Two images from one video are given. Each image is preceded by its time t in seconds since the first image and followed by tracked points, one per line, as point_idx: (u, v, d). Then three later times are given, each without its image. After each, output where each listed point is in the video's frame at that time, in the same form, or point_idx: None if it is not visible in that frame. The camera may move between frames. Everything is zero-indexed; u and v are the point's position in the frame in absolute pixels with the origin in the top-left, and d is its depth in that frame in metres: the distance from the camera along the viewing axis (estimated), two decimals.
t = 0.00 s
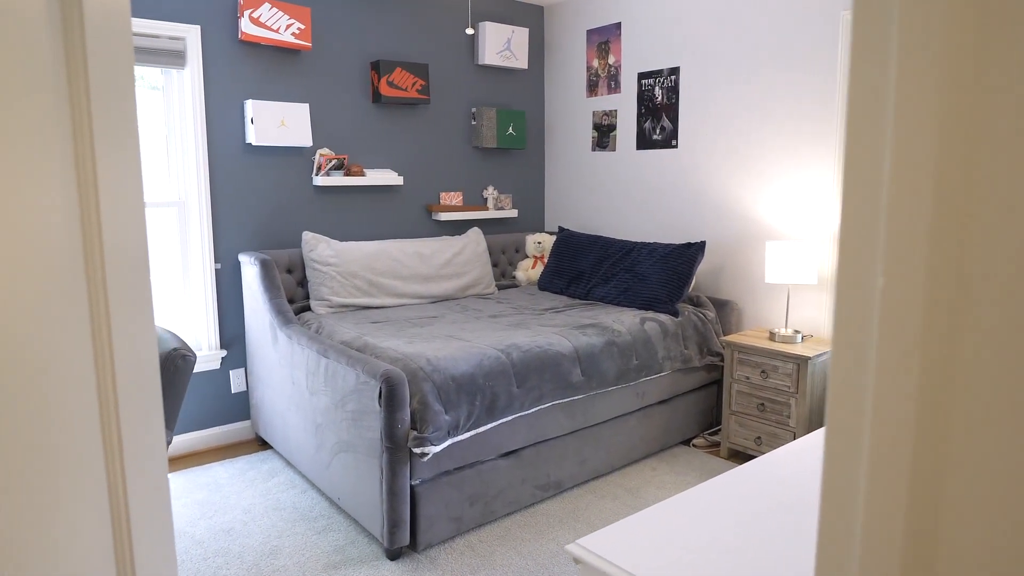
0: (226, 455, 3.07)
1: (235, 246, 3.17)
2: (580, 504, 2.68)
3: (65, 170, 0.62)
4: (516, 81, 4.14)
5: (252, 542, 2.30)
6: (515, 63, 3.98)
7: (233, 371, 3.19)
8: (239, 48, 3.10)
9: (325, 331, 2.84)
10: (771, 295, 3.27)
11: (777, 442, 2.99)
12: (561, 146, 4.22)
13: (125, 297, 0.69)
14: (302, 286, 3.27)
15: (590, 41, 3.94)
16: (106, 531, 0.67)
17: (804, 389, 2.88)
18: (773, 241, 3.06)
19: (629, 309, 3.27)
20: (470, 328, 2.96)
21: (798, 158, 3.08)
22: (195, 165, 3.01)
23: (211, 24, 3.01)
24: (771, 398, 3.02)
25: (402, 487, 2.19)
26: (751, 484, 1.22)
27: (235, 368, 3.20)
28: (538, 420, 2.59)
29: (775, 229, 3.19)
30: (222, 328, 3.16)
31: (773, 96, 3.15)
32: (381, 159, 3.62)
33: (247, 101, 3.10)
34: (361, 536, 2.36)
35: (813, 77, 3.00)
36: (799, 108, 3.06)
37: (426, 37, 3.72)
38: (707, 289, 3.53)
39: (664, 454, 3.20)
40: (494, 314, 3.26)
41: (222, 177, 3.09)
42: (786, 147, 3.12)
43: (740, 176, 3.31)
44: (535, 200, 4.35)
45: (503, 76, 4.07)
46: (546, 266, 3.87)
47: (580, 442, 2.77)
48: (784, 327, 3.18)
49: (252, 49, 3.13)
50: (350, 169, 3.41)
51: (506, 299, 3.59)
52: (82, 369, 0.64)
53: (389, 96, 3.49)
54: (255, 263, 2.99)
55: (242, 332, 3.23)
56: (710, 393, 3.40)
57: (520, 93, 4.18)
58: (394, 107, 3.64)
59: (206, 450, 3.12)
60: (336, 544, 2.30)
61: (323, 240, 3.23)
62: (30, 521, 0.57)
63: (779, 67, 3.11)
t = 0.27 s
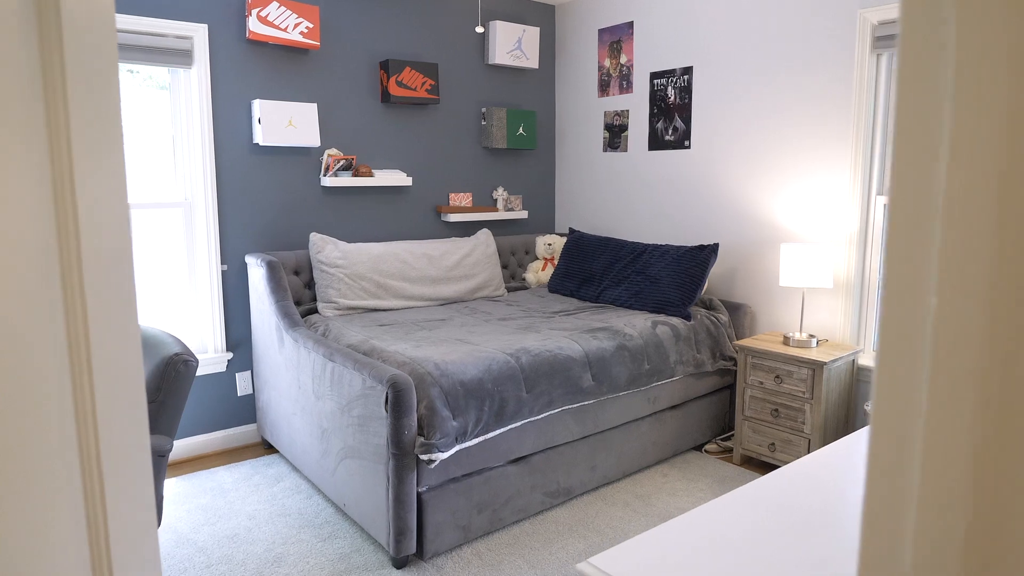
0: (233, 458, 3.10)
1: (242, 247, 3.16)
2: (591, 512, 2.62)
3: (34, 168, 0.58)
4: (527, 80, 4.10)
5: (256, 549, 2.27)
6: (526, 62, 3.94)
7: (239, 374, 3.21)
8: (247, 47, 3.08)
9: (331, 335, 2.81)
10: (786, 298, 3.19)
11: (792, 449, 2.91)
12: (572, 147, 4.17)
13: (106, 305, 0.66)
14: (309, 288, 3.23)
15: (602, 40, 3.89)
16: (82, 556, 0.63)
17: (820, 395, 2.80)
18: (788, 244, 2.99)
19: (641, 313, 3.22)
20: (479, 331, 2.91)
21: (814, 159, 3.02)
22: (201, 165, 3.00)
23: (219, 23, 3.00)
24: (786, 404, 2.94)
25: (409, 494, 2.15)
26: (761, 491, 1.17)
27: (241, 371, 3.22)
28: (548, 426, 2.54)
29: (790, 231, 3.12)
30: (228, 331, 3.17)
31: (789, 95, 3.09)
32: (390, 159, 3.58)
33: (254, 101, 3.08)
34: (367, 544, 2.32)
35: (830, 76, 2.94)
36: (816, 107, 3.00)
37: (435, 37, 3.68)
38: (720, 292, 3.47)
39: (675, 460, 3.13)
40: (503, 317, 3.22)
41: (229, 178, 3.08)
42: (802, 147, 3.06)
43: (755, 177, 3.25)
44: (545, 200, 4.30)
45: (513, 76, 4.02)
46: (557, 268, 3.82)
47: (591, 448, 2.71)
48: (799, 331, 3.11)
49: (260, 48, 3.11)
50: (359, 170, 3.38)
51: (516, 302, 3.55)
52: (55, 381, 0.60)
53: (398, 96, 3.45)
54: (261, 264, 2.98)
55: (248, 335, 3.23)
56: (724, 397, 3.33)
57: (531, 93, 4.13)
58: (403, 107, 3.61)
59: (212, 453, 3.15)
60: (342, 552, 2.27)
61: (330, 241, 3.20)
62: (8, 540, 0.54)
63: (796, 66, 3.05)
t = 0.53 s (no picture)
0: (233, 464, 3.07)
1: (241, 250, 3.12)
2: (597, 520, 2.57)
3: None
4: (533, 80, 4.04)
5: (255, 559, 2.23)
6: (531, 62, 3.88)
7: (239, 377, 3.18)
8: (247, 46, 3.04)
9: (332, 339, 2.76)
10: (797, 302, 3.13)
11: (803, 457, 2.84)
12: (578, 147, 4.11)
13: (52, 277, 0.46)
14: (310, 291, 3.20)
15: (609, 39, 3.83)
16: None
17: (831, 401, 2.73)
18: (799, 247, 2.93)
19: (647, 316, 3.16)
20: (483, 335, 2.86)
21: (826, 160, 2.96)
22: (200, 166, 2.97)
23: (219, 21, 2.96)
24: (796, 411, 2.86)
25: (410, 503, 2.10)
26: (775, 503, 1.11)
27: (241, 375, 3.19)
28: (553, 433, 2.49)
29: (801, 233, 3.06)
30: (229, 334, 3.14)
31: (799, 94, 3.03)
32: (393, 160, 3.53)
33: (255, 101, 3.04)
34: (367, 553, 2.28)
35: (841, 75, 2.87)
36: (827, 107, 2.93)
37: (439, 36, 3.63)
38: (729, 295, 3.40)
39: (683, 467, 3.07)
40: (508, 321, 3.17)
41: (229, 179, 3.04)
42: (814, 148, 2.99)
43: (764, 179, 3.19)
44: (551, 202, 4.25)
45: (519, 76, 3.97)
46: (562, 271, 3.76)
47: (597, 455, 2.65)
48: (809, 336, 3.04)
49: (261, 47, 3.07)
50: (361, 171, 3.33)
51: (520, 305, 3.49)
52: None
53: (402, 96, 3.40)
54: (262, 266, 2.94)
55: (249, 338, 3.19)
56: (733, 402, 3.26)
57: (537, 93, 4.08)
58: (406, 107, 3.56)
59: (213, 458, 3.14)
60: (341, 561, 2.22)
61: (332, 244, 3.16)
62: None
63: (806, 65, 2.99)
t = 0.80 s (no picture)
0: (230, 470, 3.02)
1: (238, 252, 3.07)
2: (600, 530, 2.51)
3: None
4: (535, 79, 3.98)
5: (249, 571, 2.19)
6: (534, 61, 3.82)
7: (236, 382, 3.13)
8: (245, 45, 2.99)
9: (330, 345, 2.70)
10: (804, 306, 3.06)
11: (811, 464, 2.77)
12: (581, 148, 4.05)
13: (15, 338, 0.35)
14: (308, 293, 3.14)
15: (613, 38, 3.77)
16: None
17: (840, 408, 2.66)
18: (807, 249, 2.87)
19: (652, 320, 3.10)
20: (484, 340, 2.80)
21: (834, 162, 2.90)
22: (196, 167, 2.92)
23: (216, 19, 2.91)
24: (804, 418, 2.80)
25: (409, 515, 2.05)
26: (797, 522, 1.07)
27: (238, 380, 3.14)
28: (555, 441, 2.43)
29: (810, 235, 2.99)
30: (225, 338, 3.09)
31: (807, 94, 2.96)
32: (393, 161, 3.48)
33: (252, 101, 2.99)
34: (365, 565, 2.22)
35: (851, 74, 2.81)
36: (835, 107, 2.87)
37: (440, 34, 3.57)
38: (735, 298, 3.34)
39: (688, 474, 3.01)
40: (510, 325, 3.11)
41: (225, 180, 2.99)
42: (822, 149, 2.93)
43: (771, 180, 3.13)
44: (554, 203, 4.19)
45: (521, 75, 3.91)
46: (565, 273, 3.71)
47: (600, 463, 2.60)
48: (817, 340, 2.97)
49: (259, 46, 3.02)
50: (361, 171, 3.28)
51: (522, 308, 3.43)
52: None
53: (402, 96, 3.35)
54: (258, 269, 2.89)
55: (246, 342, 3.14)
56: (739, 408, 3.20)
57: (539, 93, 4.02)
58: (407, 107, 3.50)
59: (208, 464, 3.08)
60: (338, 573, 2.17)
61: (331, 246, 3.10)
62: None
63: (815, 64, 2.92)
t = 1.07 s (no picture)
0: (225, 477, 2.96)
1: (233, 254, 3.00)
2: (603, 541, 2.45)
3: None
4: (537, 78, 3.92)
5: None
6: (535, 59, 3.76)
7: (231, 387, 3.07)
8: (239, 43, 2.92)
9: (327, 350, 2.64)
10: (811, 310, 3.00)
11: (818, 472, 2.71)
12: (583, 148, 3.98)
13: None
14: (305, 297, 3.08)
15: (615, 37, 3.71)
16: None
17: (849, 415, 2.60)
18: (814, 252, 2.80)
19: (655, 324, 3.04)
20: (484, 345, 2.74)
21: (843, 163, 2.83)
22: (189, 168, 2.85)
23: (210, 17, 2.85)
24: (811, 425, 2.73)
25: (406, 527, 1.98)
26: None
27: (233, 385, 3.08)
28: (557, 450, 2.37)
29: (817, 237, 2.93)
30: (220, 342, 3.02)
31: (814, 93, 2.90)
32: (391, 161, 3.42)
33: (247, 100, 2.93)
34: None
35: (859, 73, 2.75)
36: (842, 107, 2.81)
37: (440, 32, 3.51)
38: (740, 302, 3.27)
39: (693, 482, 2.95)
40: (510, 329, 3.05)
41: (219, 181, 2.92)
42: (830, 150, 2.87)
43: (777, 182, 3.06)
44: (555, 204, 4.12)
45: (522, 74, 3.85)
46: (566, 275, 3.64)
47: (603, 472, 2.53)
48: (824, 345, 2.91)
49: (254, 44, 2.96)
50: (358, 172, 3.21)
51: (523, 311, 3.37)
52: None
53: (400, 95, 3.28)
54: (253, 272, 2.83)
55: (241, 346, 3.08)
56: (744, 414, 3.14)
57: (540, 92, 3.95)
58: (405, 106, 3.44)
59: (203, 470, 3.02)
60: None
61: (328, 248, 3.04)
62: None
63: (822, 63, 2.86)
